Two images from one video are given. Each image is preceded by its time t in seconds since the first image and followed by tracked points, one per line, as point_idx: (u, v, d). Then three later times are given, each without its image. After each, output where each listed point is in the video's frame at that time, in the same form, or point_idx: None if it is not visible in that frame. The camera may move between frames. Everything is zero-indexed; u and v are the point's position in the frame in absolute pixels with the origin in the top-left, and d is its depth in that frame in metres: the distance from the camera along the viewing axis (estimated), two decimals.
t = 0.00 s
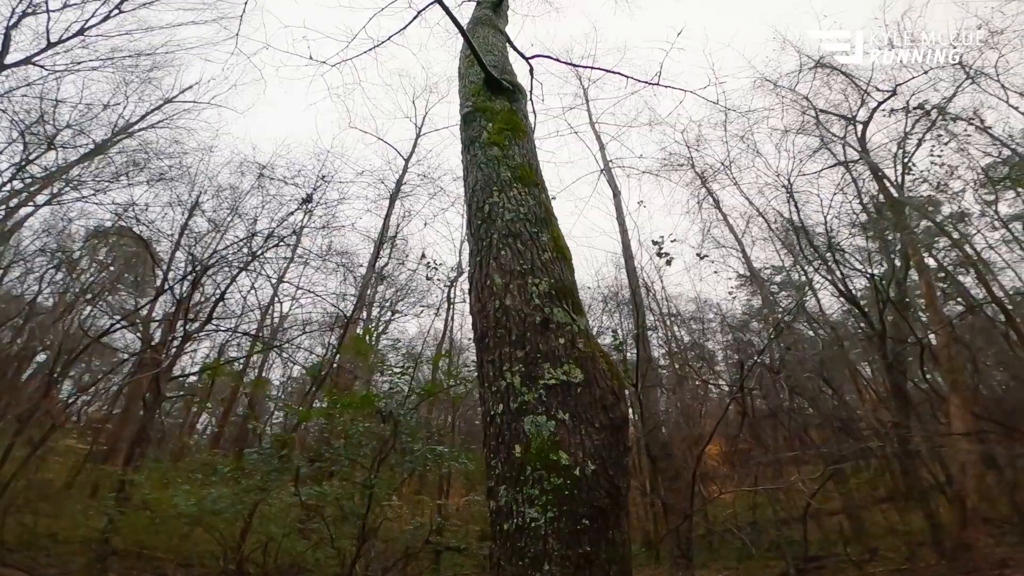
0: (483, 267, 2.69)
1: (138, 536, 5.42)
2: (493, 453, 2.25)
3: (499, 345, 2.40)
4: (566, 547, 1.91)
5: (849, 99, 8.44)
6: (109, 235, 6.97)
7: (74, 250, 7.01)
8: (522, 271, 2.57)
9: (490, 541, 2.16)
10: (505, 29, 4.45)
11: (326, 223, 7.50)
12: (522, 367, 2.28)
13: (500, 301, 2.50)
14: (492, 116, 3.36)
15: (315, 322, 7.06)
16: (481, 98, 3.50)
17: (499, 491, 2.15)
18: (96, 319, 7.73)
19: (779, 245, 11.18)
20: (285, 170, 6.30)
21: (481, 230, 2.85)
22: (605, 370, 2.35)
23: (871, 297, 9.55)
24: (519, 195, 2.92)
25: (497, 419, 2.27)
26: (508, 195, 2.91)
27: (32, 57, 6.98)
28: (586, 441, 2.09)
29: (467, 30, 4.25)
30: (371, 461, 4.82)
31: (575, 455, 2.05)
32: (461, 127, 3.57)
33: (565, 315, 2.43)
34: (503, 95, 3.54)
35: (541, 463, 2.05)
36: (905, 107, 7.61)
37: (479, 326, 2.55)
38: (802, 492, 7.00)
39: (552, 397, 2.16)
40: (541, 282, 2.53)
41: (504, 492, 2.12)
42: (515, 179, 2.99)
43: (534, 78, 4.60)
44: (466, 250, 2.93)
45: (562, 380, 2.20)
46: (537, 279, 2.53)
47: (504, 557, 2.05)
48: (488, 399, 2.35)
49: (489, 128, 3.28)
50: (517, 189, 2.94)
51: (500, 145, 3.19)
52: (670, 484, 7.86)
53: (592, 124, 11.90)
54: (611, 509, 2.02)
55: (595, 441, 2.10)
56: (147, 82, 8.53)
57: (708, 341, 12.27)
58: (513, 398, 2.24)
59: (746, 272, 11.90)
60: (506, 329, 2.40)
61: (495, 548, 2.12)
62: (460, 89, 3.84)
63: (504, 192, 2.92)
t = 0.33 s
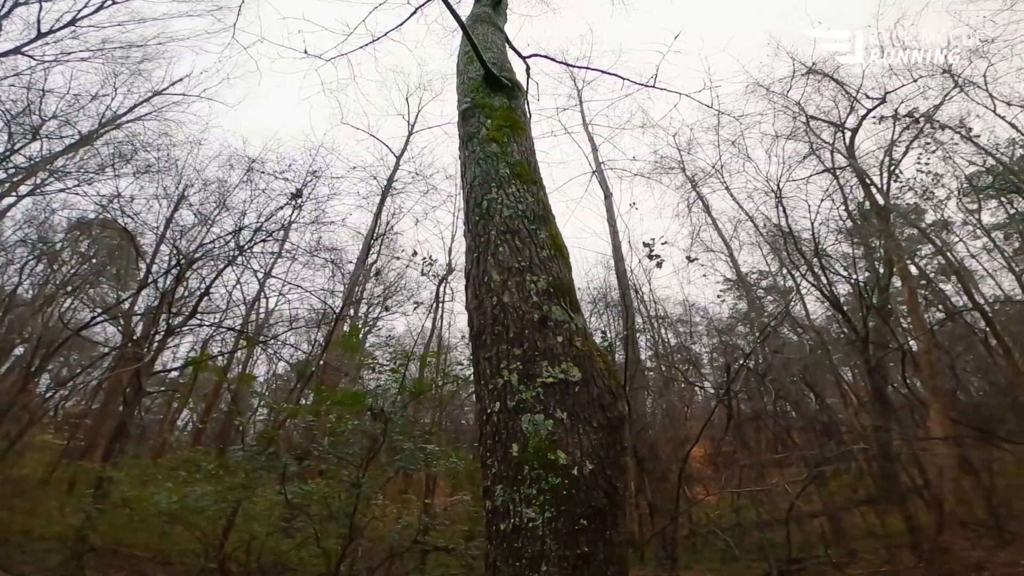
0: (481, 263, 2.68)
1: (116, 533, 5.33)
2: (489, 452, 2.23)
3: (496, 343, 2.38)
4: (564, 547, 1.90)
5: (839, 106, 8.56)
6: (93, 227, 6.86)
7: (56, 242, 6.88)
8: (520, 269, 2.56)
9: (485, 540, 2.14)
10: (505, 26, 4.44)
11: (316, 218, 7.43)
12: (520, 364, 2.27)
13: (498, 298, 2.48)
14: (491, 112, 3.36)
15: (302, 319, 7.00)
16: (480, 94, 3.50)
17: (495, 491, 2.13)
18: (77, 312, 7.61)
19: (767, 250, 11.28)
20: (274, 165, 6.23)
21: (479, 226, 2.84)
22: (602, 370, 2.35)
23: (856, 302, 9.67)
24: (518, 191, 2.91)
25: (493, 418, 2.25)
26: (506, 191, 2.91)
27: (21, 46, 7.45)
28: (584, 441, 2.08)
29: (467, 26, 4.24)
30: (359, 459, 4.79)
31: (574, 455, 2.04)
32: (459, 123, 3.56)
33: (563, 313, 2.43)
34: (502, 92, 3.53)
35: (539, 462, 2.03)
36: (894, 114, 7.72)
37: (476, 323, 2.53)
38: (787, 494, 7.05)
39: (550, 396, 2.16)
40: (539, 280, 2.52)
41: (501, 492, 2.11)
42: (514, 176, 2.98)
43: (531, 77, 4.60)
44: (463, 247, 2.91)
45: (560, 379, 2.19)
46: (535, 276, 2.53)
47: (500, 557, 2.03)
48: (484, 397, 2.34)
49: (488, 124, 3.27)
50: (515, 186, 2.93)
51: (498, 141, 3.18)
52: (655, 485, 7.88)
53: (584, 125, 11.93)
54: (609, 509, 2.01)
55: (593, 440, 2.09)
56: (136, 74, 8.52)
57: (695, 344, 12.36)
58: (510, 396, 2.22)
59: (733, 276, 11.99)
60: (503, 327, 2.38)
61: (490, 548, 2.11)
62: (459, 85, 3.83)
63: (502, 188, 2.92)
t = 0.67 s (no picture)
0: (478, 259, 2.66)
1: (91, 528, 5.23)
2: (484, 450, 2.21)
3: (493, 339, 2.37)
4: (560, 547, 1.89)
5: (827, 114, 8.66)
6: (73, 216, 6.73)
7: (37, 232, 6.73)
8: (517, 265, 2.56)
9: (477, 539, 2.12)
10: (502, 24, 4.42)
11: (304, 213, 7.34)
12: (517, 361, 2.26)
13: (495, 294, 2.47)
14: (489, 108, 3.34)
15: (286, 314, 6.92)
16: (478, 90, 3.48)
17: (490, 489, 2.12)
18: (55, 303, 7.44)
19: (753, 255, 11.38)
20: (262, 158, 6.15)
21: (476, 221, 2.82)
22: (598, 368, 2.35)
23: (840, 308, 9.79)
24: (516, 188, 2.90)
25: (488, 415, 2.23)
26: (504, 187, 2.90)
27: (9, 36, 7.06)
28: (580, 440, 2.07)
29: (466, 22, 4.22)
30: (346, 457, 4.76)
31: (570, 454, 2.04)
32: (456, 118, 3.53)
33: (560, 311, 2.43)
34: (500, 88, 3.52)
35: (535, 461, 2.02)
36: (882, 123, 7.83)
37: (471, 319, 2.52)
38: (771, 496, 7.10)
39: (547, 394, 2.15)
40: (536, 277, 2.52)
41: (496, 491, 2.09)
42: (512, 172, 2.97)
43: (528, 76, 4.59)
44: (459, 242, 2.90)
45: (557, 377, 2.19)
46: (532, 273, 2.52)
47: (494, 557, 2.02)
48: (479, 394, 2.32)
49: (486, 120, 3.26)
50: (513, 182, 2.92)
51: (496, 137, 3.16)
52: (640, 486, 7.90)
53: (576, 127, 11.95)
54: (604, 509, 2.01)
55: (590, 439, 2.09)
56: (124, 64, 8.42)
57: (681, 346, 12.44)
58: (506, 394, 2.21)
59: (719, 280, 12.08)
60: (500, 323, 2.37)
61: (484, 548, 2.09)
62: (457, 80, 3.80)
63: (500, 184, 2.90)
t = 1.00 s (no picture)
0: (476, 253, 2.65)
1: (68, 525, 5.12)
2: (480, 448, 2.20)
3: (490, 335, 2.36)
4: (558, 548, 1.88)
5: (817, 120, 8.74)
6: (56, 207, 6.62)
7: (18, 224, 6.61)
8: (516, 261, 2.55)
9: (472, 538, 2.11)
10: (502, 22, 4.42)
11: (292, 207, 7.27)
12: (515, 358, 2.25)
13: (492, 289, 2.46)
14: (488, 104, 3.33)
15: (272, 309, 6.85)
16: (478, 86, 3.47)
17: (486, 488, 2.10)
18: (34, 294, 7.30)
19: (741, 259, 11.48)
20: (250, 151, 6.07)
21: (474, 216, 2.82)
22: (595, 367, 2.35)
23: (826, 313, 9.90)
24: (515, 183, 2.90)
25: (485, 413, 2.22)
26: (503, 182, 2.89)
27: None
28: (578, 439, 2.07)
29: (466, 18, 4.20)
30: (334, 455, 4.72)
31: (568, 453, 2.03)
32: (455, 113, 3.52)
33: (558, 308, 2.43)
34: (499, 85, 3.51)
35: (534, 459, 2.01)
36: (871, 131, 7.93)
37: (468, 315, 2.51)
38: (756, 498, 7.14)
39: (545, 392, 2.15)
40: (534, 273, 2.51)
41: (493, 490, 2.08)
42: (511, 168, 2.97)
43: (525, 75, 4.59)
44: (456, 237, 2.89)
45: (555, 374, 2.19)
46: (531, 269, 2.52)
47: (490, 557, 2.00)
48: (476, 391, 2.31)
49: (485, 115, 3.25)
50: (512, 178, 2.92)
51: (496, 133, 3.16)
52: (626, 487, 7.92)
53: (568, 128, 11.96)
54: (602, 508, 2.01)
55: (588, 437, 2.09)
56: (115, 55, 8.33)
57: (668, 348, 12.49)
58: (504, 391, 2.20)
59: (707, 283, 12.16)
60: (497, 319, 2.36)
61: (479, 547, 2.08)
62: (456, 76, 3.79)
63: (499, 179, 2.90)
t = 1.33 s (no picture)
0: (473, 248, 2.64)
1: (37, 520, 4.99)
2: (475, 445, 2.18)
3: (487, 330, 2.35)
4: (554, 547, 1.86)
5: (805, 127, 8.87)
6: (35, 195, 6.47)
7: None
8: (513, 255, 2.55)
9: (464, 536, 2.08)
10: (500, 19, 4.41)
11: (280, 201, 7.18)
12: (511, 353, 2.24)
13: (489, 284, 2.45)
14: (487, 99, 3.33)
15: (255, 304, 6.74)
16: (476, 81, 3.46)
17: (481, 486, 2.08)
18: (9, 283, 7.12)
19: (727, 263, 11.57)
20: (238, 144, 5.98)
21: (471, 210, 2.81)
22: (591, 364, 2.35)
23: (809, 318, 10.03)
24: (513, 179, 2.90)
25: (480, 409, 2.20)
26: (501, 177, 2.89)
27: None
28: (575, 436, 2.06)
29: (466, 13, 4.19)
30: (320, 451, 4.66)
31: (564, 450, 2.02)
32: (452, 108, 3.50)
33: (554, 304, 2.43)
34: (498, 80, 3.50)
35: (530, 457, 2.00)
36: (857, 139, 8.04)
37: (464, 309, 2.49)
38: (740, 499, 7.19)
39: (542, 388, 2.14)
40: (531, 268, 2.51)
41: (488, 488, 2.06)
42: (509, 163, 2.97)
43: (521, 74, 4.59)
44: (452, 231, 2.88)
45: (552, 371, 2.18)
46: (528, 264, 2.52)
47: (483, 556, 1.97)
48: (471, 387, 2.29)
49: (484, 110, 3.24)
50: (510, 173, 2.92)
51: (494, 128, 3.15)
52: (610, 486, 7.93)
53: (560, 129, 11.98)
54: (598, 507, 2.00)
55: (584, 435, 2.08)
56: (103, 44, 8.19)
57: (652, 351, 12.55)
58: (500, 386, 2.18)
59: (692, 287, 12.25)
60: (494, 314, 2.35)
61: (473, 547, 2.05)
62: (455, 70, 3.78)
63: (497, 173, 2.90)
